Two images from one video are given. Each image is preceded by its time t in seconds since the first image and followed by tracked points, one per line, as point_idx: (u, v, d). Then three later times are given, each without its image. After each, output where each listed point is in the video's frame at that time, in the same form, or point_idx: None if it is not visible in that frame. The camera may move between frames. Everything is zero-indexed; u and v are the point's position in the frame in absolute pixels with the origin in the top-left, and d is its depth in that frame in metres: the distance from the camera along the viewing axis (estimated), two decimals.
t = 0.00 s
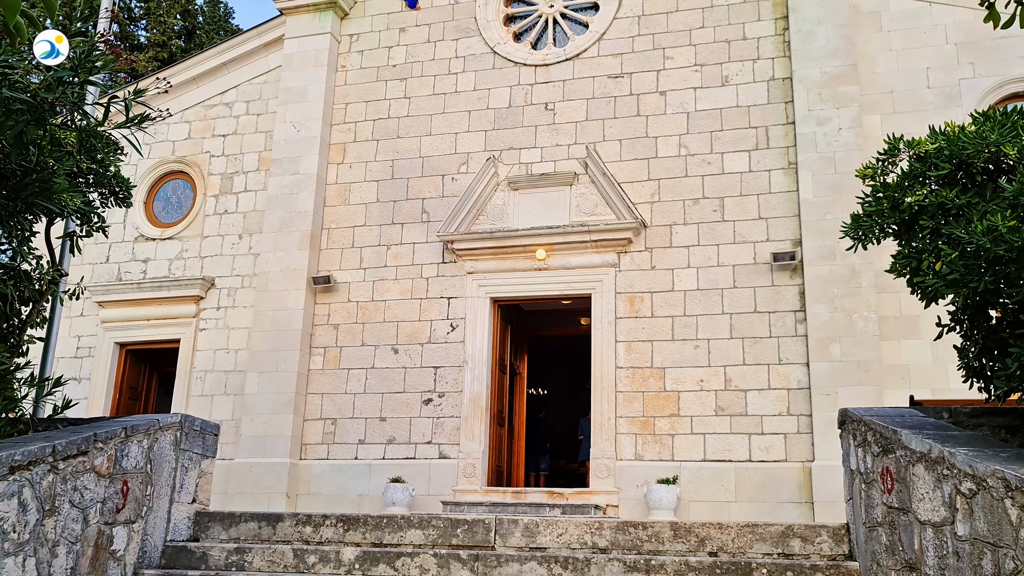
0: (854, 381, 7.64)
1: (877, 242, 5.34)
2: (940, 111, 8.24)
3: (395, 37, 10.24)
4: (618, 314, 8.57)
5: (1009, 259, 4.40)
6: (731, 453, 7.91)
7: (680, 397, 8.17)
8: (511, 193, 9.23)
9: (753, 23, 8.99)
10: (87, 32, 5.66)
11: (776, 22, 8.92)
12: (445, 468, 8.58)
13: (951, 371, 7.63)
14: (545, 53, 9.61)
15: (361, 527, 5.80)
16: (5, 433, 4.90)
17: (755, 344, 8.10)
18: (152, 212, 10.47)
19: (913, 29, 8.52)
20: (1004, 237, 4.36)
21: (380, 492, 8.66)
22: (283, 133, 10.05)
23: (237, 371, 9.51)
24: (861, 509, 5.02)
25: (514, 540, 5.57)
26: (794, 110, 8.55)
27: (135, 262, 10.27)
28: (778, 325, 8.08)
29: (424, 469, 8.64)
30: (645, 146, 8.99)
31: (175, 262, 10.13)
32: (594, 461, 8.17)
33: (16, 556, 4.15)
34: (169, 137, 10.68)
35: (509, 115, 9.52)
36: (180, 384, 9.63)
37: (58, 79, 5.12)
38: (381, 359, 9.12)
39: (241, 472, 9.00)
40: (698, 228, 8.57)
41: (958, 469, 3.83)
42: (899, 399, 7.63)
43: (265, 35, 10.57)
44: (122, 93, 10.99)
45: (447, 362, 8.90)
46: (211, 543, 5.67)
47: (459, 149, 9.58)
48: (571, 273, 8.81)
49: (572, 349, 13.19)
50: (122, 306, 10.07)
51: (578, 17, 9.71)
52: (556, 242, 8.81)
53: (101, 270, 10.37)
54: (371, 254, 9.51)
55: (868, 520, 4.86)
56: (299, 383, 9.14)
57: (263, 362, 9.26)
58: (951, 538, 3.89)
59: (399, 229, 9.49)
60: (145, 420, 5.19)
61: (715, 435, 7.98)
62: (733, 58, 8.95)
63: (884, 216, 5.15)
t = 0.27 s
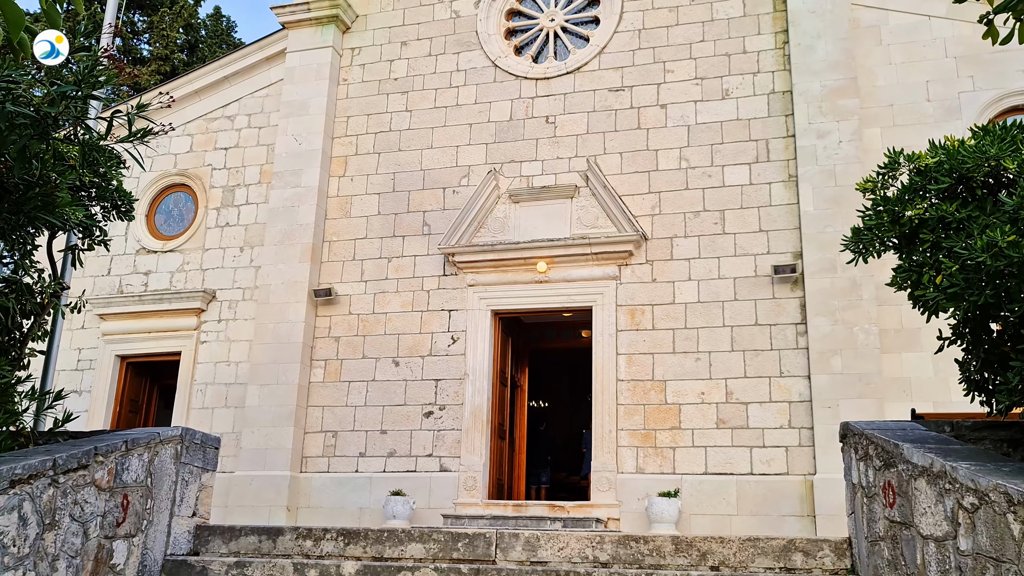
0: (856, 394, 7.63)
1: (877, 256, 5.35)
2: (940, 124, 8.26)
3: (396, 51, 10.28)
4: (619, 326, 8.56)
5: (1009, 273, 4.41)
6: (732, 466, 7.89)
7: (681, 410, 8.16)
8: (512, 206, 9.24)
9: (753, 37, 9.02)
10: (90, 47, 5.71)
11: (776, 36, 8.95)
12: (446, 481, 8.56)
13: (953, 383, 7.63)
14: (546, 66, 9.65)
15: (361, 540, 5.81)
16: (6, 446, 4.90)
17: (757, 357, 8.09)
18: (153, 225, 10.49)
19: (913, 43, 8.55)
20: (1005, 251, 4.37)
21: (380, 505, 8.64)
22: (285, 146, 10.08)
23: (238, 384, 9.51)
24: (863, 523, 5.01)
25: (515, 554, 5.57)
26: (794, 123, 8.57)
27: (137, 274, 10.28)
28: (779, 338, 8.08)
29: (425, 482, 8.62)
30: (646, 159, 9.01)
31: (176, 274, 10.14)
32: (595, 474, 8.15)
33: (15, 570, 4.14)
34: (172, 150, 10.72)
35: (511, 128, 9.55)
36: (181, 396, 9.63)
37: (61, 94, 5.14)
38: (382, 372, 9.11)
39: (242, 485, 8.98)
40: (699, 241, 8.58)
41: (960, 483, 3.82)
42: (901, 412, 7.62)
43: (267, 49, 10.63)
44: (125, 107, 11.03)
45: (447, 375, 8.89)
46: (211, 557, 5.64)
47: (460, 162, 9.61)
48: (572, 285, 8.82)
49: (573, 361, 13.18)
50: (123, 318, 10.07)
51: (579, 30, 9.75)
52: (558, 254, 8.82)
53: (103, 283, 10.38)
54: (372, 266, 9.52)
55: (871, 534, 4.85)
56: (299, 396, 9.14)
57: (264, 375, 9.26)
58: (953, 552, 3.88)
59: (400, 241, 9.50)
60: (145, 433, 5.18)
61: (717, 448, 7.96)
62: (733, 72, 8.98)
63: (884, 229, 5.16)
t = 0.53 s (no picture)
0: (857, 407, 7.62)
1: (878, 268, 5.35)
2: (940, 137, 8.28)
3: (397, 63, 10.32)
4: (620, 338, 8.56)
5: (1010, 286, 4.41)
6: (734, 478, 7.87)
7: (682, 423, 8.14)
8: (513, 218, 9.26)
9: (753, 50, 9.05)
10: (93, 61, 5.75)
11: (776, 49, 8.98)
12: (446, 494, 8.53)
13: (954, 396, 7.62)
14: (547, 79, 9.68)
15: (361, 554, 5.79)
16: (6, 459, 4.89)
17: (758, 369, 8.08)
18: (155, 238, 10.51)
19: (912, 56, 8.58)
20: (1006, 264, 4.38)
21: (381, 518, 8.61)
22: (287, 158, 10.10)
23: (239, 396, 9.50)
24: (866, 536, 4.99)
25: (516, 567, 5.55)
26: (794, 136, 8.59)
27: (138, 286, 10.29)
28: (780, 350, 8.07)
29: (426, 495, 8.60)
30: (646, 172, 9.02)
31: (177, 287, 10.15)
32: (596, 487, 8.13)
33: None
34: (174, 163, 10.75)
35: (512, 140, 9.57)
36: (182, 409, 9.62)
37: (64, 107, 5.18)
38: (383, 384, 9.11)
39: (242, 498, 8.96)
40: (699, 253, 8.58)
41: (962, 497, 3.81)
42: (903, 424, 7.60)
43: (269, 62, 10.67)
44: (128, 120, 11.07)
45: (448, 387, 8.88)
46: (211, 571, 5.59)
47: (461, 174, 9.63)
48: (573, 297, 8.82)
49: (574, 373, 13.16)
50: (124, 330, 10.08)
51: (580, 43, 9.79)
52: (559, 266, 8.83)
53: (104, 295, 10.39)
54: (373, 279, 9.52)
55: (874, 547, 4.83)
56: (300, 408, 9.13)
57: (265, 387, 9.26)
58: (956, 566, 3.87)
59: (401, 253, 9.51)
60: (146, 446, 5.17)
61: (718, 460, 7.95)
62: (733, 85, 9.01)
63: (885, 242, 5.17)
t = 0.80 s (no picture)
0: (859, 418, 7.60)
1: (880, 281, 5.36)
2: (940, 148, 8.30)
3: (399, 76, 10.35)
4: (621, 350, 8.55)
5: (1011, 298, 4.42)
6: (735, 491, 7.85)
7: (683, 434, 8.13)
8: (514, 230, 9.27)
9: (753, 62, 9.08)
10: (95, 74, 5.79)
11: (776, 61, 9.01)
12: (447, 506, 8.51)
13: (956, 407, 7.60)
14: (548, 91, 9.71)
15: (362, 567, 5.79)
16: (7, 472, 4.89)
17: (759, 381, 8.07)
18: (156, 249, 10.52)
19: (912, 68, 8.60)
20: (1006, 276, 4.38)
21: (382, 530, 8.59)
22: (288, 170, 10.13)
23: (239, 408, 9.49)
24: (868, 549, 4.97)
25: None
26: (795, 148, 8.61)
27: (139, 298, 10.30)
28: (781, 362, 8.06)
29: (427, 507, 8.58)
30: (647, 183, 9.03)
31: (179, 298, 10.16)
32: (597, 499, 8.11)
33: None
34: (175, 175, 10.77)
35: (513, 152, 9.59)
36: (182, 421, 9.61)
37: (66, 120, 5.21)
38: (384, 396, 9.10)
39: (242, 510, 8.94)
40: (700, 264, 8.59)
41: (965, 510, 3.80)
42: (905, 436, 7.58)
43: (270, 75, 10.70)
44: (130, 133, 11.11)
45: (450, 399, 8.87)
46: None
47: (462, 186, 9.64)
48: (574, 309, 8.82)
49: (575, 385, 13.14)
50: (125, 342, 10.08)
51: (580, 56, 9.82)
52: (560, 278, 8.83)
53: (105, 307, 10.40)
54: (374, 290, 9.53)
55: (877, 561, 4.82)
56: (301, 420, 9.12)
57: (265, 399, 9.25)
58: None
59: (402, 265, 9.51)
60: (147, 458, 5.17)
61: (720, 472, 7.93)
62: (734, 97, 9.03)
63: (886, 254, 5.18)
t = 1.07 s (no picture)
0: (860, 430, 7.58)
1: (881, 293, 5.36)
2: (941, 160, 8.31)
3: (400, 88, 10.38)
4: (622, 361, 8.54)
5: (1013, 311, 4.41)
6: (737, 503, 7.82)
7: (684, 446, 8.11)
8: (515, 241, 9.27)
9: (754, 74, 9.11)
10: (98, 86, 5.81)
11: (776, 73, 9.03)
12: (448, 518, 8.48)
13: (958, 419, 7.58)
14: (548, 103, 9.73)
15: None
16: (7, 485, 4.88)
17: (761, 392, 8.05)
18: (158, 260, 10.52)
19: (912, 79, 8.62)
20: (1008, 288, 4.38)
21: (382, 543, 8.56)
22: (290, 182, 10.14)
23: (240, 420, 9.47)
24: (871, 562, 4.95)
25: None
26: (795, 159, 8.62)
27: (140, 309, 10.30)
28: (783, 373, 8.05)
29: (427, 519, 8.55)
30: (648, 195, 9.04)
31: (180, 309, 10.16)
32: (599, 511, 8.08)
33: None
34: (177, 186, 10.79)
35: (514, 164, 9.61)
36: (182, 432, 9.60)
37: (68, 133, 5.24)
38: (384, 408, 9.08)
39: (242, 522, 8.92)
40: (701, 276, 8.59)
41: (967, 523, 3.79)
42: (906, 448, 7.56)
43: (272, 86, 10.73)
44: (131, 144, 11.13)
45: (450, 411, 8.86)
46: None
47: (463, 197, 9.66)
48: (575, 320, 8.81)
49: (576, 397, 13.12)
50: (126, 354, 10.08)
51: (581, 68, 9.86)
52: (561, 289, 8.83)
53: (106, 318, 10.40)
54: (375, 301, 9.53)
55: (879, 574, 4.80)
56: (301, 432, 9.11)
57: (266, 410, 9.24)
58: None
59: (403, 276, 9.52)
60: (147, 471, 5.16)
61: (721, 484, 7.90)
62: (734, 108, 9.05)
63: (887, 266, 5.19)
